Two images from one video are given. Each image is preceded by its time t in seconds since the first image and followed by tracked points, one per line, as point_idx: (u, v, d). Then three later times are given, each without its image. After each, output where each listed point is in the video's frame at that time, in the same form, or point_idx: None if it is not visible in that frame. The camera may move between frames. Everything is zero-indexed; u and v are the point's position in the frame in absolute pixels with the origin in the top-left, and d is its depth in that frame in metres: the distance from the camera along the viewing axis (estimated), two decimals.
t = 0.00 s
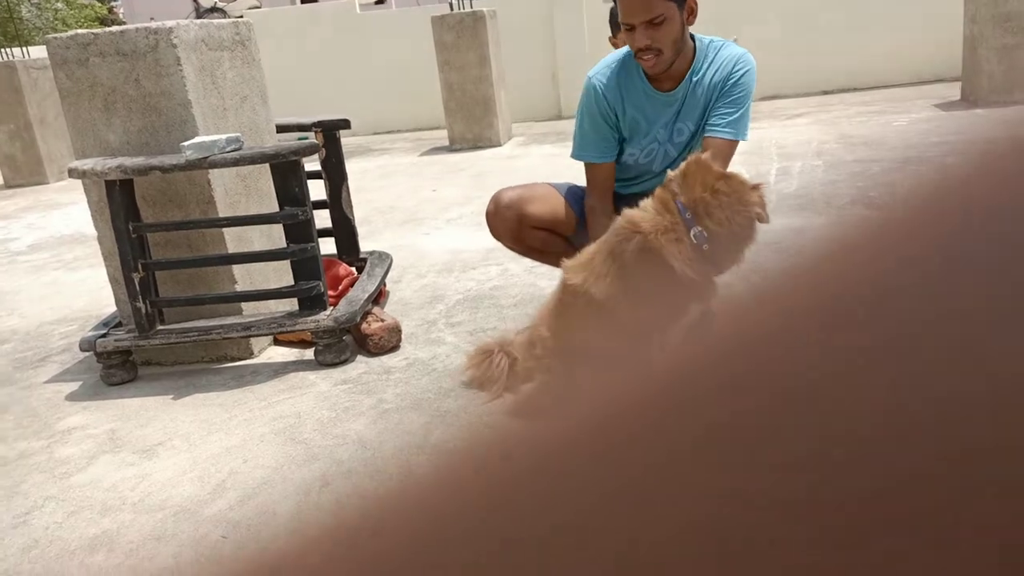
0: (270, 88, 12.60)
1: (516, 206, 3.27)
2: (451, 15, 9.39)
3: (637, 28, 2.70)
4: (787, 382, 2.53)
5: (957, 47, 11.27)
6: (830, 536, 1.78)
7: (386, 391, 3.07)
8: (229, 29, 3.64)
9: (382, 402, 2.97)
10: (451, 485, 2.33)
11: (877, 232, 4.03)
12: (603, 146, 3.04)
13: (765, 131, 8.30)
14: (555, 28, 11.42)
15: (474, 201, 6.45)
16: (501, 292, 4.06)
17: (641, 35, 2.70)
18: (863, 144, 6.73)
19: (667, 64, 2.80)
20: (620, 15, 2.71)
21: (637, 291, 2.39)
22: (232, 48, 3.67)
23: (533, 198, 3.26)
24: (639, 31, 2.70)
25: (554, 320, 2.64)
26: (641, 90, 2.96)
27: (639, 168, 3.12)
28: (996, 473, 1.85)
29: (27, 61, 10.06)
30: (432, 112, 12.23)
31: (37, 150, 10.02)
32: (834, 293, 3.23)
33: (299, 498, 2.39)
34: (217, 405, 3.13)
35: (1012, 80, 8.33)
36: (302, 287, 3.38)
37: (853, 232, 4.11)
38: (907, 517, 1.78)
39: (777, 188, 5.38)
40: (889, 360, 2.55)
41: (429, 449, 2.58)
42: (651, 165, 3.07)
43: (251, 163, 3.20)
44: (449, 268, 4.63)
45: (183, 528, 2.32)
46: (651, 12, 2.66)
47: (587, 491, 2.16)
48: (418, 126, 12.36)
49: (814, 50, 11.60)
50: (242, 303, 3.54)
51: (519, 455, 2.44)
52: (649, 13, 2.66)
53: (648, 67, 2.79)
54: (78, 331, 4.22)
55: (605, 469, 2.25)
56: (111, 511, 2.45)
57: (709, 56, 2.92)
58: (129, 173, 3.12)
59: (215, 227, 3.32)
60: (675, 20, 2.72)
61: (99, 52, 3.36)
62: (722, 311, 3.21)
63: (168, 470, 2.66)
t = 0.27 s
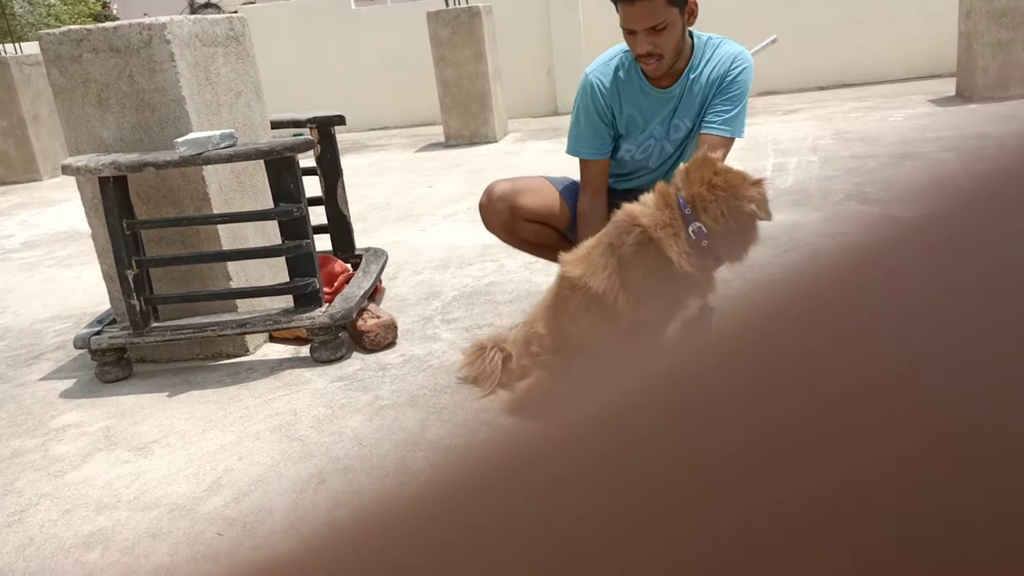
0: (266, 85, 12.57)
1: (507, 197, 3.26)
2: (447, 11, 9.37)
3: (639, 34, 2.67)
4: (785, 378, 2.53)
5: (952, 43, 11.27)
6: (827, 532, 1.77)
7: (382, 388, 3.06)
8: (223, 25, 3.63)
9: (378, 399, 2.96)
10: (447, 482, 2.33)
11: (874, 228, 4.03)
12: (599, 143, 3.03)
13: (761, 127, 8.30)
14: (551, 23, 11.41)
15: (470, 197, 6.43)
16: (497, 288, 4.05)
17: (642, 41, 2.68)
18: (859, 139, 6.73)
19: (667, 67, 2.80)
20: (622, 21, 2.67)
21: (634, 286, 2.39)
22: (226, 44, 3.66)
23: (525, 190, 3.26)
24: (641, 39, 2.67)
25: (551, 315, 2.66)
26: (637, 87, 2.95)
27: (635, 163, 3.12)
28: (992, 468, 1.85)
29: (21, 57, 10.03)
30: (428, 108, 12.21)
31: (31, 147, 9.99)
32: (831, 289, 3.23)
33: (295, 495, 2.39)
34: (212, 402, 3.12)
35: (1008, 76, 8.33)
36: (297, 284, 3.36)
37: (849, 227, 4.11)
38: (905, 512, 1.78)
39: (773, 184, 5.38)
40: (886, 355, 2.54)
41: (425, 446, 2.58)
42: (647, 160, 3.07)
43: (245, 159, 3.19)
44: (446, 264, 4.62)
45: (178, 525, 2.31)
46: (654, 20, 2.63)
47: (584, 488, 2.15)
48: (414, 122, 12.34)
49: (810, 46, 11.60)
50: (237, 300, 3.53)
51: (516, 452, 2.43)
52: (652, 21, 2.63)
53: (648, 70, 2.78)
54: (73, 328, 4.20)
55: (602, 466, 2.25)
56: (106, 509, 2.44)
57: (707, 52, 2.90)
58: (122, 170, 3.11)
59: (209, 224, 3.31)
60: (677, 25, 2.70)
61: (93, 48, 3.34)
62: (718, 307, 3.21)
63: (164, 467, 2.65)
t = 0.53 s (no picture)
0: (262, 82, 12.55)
1: (505, 192, 3.27)
2: (443, 8, 9.36)
3: (641, 8, 2.74)
4: (782, 375, 2.53)
5: (948, 40, 11.28)
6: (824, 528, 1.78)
7: (379, 385, 3.06)
8: (218, 22, 3.62)
9: (376, 396, 2.96)
10: (445, 479, 2.33)
11: (870, 224, 4.03)
12: (601, 146, 3.02)
13: (758, 124, 8.30)
14: (547, 21, 11.40)
15: (467, 194, 6.43)
16: (494, 285, 4.05)
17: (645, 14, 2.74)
18: (855, 136, 6.74)
19: (670, 50, 2.79)
20: None
21: (629, 281, 2.49)
22: (222, 41, 3.65)
23: (523, 185, 3.26)
24: (643, 11, 2.73)
25: (547, 309, 2.73)
26: (637, 87, 2.94)
27: (636, 162, 3.12)
28: (988, 464, 1.86)
29: (16, 55, 10.00)
30: (425, 105, 12.19)
31: (27, 145, 9.97)
32: (827, 285, 3.23)
33: (293, 493, 2.39)
34: (210, 399, 3.12)
35: (1004, 72, 8.34)
36: (294, 281, 3.36)
37: (846, 224, 4.12)
38: (902, 508, 1.78)
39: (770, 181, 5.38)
40: (884, 351, 2.55)
41: (423, 443, 2.58)
42: (650, 159, 3.08)
43: (242, 156, 3.19)
44: (443, 261, 4.61)
45: (176, 523, 2.31)
46: None
47: (584, 484, 2.16)
48: (411, 120, 12.31)
49: (806, 43, 11.61)
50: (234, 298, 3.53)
51: (514, 450, 2.44)
52: None
53: (651, 51, 2.77)
54: (69, 326, 4.20)
55: (599, 462, 2.25)
56: (104, 507, 2.44)
57: (705, 48, 2.92)
58: (119, 168, 3.11)
59: (206, 222, 3.30)
60: (680, 5, 2.76)
61: (89, 45, 3.33)
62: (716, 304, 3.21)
63: (161, 465, 2.65)
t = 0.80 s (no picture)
0: (260, 80, 12.54)
1: (498, 192, 3.27)
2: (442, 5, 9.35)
3: None
4: (782, 371, 2.53)
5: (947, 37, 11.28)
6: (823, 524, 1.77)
7: (378, 382, 3.06)
8: (216, 20, 3.61)
9: (375, 394, 2.96)
10: (443, 477, 2.32)
11: (869, 220, 4.03)
12: (603, 136, 3.03)
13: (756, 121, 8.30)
14: (546, 18, 11.39)
15: (466, 191, 6.43)
16: (493, 283, 4.05)
17: None
18: (854, 133, 6.74)
19: (682, 40, 2.78)
20: None
21: (615, 278, 2.52)
22: (220, 39, 3.64)
23: (516, 185, 3.27)
24: None
25: (542, 309, 2.75)
26: (643, 81, 2.95)
27: (637, 158, 3.11)
28: (986, 459, 1.87)
29: (14, 52, 9.99)
30: (423, 103, 12.17)
31: (25, 143, 9.95)
32: (826, 282, 3.23)
33: (292, 491, 2.39)
34: (208, 398, 3.12)
35: (1002, 69, 8.33)
36: (293, 279, 3.36)
37: (844, 221, 4.12)
38: (900, 504, 1.78)
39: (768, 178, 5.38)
40: (883, 347, 2.54)
41: (422, 441, 2.58)
42: (651, 154, 3.06)
43: (240, 154, 3.18)
44: (442, 259, 4.61)
45: (175, 521, 2.31)
46: None
47: (584, 481, 2.16)
48: (409, 117, 12.29)
49: (805, 40, 11.60)
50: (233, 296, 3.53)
51: (512, 447, 2.43)
52: None
53: (664, 38, 2.76)
54: (68, 324, 4.19)
55: (597, 460, 2.25)
56: (103, 505, 2.44)
57: (712, 46, 2.95)
58: (117, 165, 3.10)
59: (204, 219, 3.30)
60: None
61: (86, 43, 3.33)
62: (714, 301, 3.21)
63: (160, 463, 2.65)
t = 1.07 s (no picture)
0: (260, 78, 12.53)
1: (504, 188, 3.28)
2: (441, 3, 9.34)
3: None
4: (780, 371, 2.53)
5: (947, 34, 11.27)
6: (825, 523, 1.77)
7: (378, 380, 3.07)
8: (216, 18, 3.61)
9: (375, 392, 2.96)
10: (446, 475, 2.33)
11: (869, 219, 4.04)
12: (602, 129, 3.03)
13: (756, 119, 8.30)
14: (545, 15, 11.39)
15: (466, 189, 6.42)
16: (493, 280, 4.05)
17: None
18: (854, 130, 6.74)
19: (689, 33, 2.78)
20: None
21: (611, 279, 2.57)
22: (220, 37, 3.64)
23: (521, 180, 3.27)
24: None
25: (538, 309, 2.79)
26: (645, 75, 2.95)
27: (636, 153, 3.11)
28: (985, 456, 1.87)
29: (14, 51, 9.99)
30: (423, 101, 12.17)
31: (24, 142, 9.95)
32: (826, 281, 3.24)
33: (293, 488, 2.39)
34: (209, 396, 3.12)
35: (1002, 66, 8.33)
36: (293, 277, 3.36)
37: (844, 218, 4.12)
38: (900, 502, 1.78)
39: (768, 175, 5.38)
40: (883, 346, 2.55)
41: (422, 439, 2.58)
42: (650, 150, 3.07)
43: (240, 152, 3.18)
44: (442, 257, 4.61)
45: (176, 519, 2.31)
46: None
47: (586, 479, 2.16)
48: (409, 115, 12.29)
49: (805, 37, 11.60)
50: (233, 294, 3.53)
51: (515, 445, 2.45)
52: None
53: (670, 29, 2.74)
54: (68, 323, 4.19)
55: (598, 458, 2.26)
56: (103, 503, 2.44)
57: (714, 43, 2.95)
58: (117, 164, 3.10)
59: (204, 218, 3.30)
60: None
61: (86, 41, 3.32)
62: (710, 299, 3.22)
63: (161, 461, 2.65)
